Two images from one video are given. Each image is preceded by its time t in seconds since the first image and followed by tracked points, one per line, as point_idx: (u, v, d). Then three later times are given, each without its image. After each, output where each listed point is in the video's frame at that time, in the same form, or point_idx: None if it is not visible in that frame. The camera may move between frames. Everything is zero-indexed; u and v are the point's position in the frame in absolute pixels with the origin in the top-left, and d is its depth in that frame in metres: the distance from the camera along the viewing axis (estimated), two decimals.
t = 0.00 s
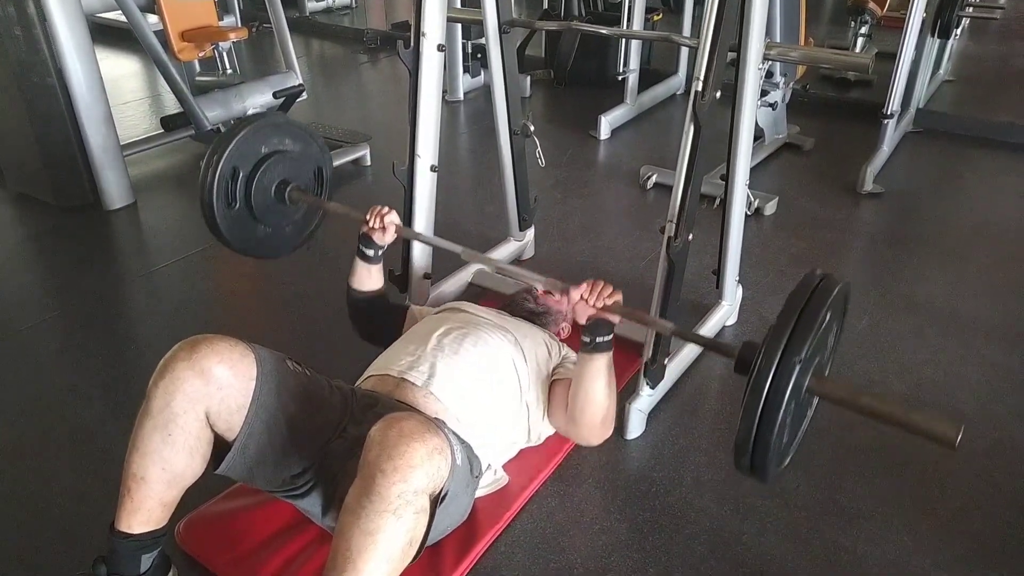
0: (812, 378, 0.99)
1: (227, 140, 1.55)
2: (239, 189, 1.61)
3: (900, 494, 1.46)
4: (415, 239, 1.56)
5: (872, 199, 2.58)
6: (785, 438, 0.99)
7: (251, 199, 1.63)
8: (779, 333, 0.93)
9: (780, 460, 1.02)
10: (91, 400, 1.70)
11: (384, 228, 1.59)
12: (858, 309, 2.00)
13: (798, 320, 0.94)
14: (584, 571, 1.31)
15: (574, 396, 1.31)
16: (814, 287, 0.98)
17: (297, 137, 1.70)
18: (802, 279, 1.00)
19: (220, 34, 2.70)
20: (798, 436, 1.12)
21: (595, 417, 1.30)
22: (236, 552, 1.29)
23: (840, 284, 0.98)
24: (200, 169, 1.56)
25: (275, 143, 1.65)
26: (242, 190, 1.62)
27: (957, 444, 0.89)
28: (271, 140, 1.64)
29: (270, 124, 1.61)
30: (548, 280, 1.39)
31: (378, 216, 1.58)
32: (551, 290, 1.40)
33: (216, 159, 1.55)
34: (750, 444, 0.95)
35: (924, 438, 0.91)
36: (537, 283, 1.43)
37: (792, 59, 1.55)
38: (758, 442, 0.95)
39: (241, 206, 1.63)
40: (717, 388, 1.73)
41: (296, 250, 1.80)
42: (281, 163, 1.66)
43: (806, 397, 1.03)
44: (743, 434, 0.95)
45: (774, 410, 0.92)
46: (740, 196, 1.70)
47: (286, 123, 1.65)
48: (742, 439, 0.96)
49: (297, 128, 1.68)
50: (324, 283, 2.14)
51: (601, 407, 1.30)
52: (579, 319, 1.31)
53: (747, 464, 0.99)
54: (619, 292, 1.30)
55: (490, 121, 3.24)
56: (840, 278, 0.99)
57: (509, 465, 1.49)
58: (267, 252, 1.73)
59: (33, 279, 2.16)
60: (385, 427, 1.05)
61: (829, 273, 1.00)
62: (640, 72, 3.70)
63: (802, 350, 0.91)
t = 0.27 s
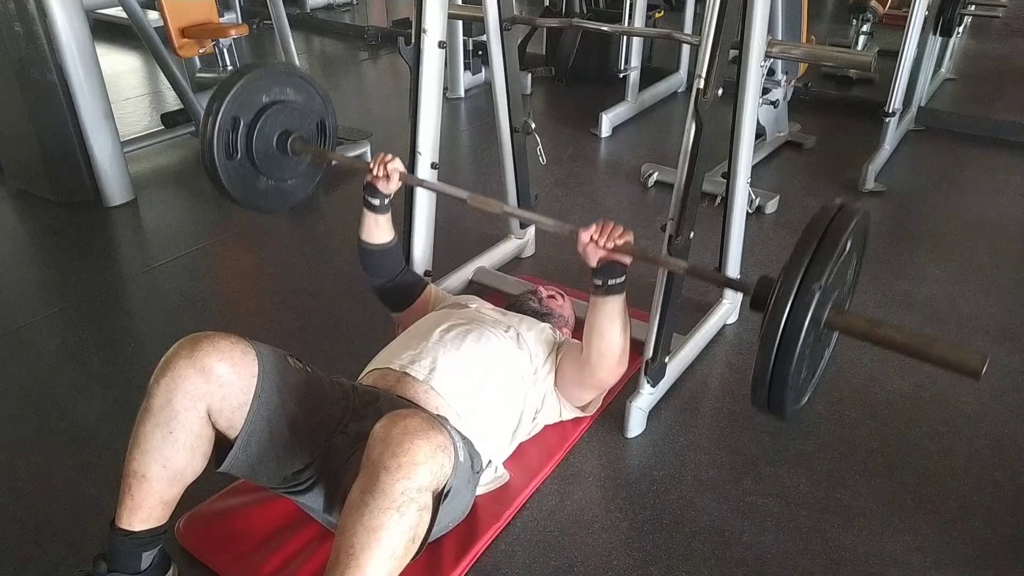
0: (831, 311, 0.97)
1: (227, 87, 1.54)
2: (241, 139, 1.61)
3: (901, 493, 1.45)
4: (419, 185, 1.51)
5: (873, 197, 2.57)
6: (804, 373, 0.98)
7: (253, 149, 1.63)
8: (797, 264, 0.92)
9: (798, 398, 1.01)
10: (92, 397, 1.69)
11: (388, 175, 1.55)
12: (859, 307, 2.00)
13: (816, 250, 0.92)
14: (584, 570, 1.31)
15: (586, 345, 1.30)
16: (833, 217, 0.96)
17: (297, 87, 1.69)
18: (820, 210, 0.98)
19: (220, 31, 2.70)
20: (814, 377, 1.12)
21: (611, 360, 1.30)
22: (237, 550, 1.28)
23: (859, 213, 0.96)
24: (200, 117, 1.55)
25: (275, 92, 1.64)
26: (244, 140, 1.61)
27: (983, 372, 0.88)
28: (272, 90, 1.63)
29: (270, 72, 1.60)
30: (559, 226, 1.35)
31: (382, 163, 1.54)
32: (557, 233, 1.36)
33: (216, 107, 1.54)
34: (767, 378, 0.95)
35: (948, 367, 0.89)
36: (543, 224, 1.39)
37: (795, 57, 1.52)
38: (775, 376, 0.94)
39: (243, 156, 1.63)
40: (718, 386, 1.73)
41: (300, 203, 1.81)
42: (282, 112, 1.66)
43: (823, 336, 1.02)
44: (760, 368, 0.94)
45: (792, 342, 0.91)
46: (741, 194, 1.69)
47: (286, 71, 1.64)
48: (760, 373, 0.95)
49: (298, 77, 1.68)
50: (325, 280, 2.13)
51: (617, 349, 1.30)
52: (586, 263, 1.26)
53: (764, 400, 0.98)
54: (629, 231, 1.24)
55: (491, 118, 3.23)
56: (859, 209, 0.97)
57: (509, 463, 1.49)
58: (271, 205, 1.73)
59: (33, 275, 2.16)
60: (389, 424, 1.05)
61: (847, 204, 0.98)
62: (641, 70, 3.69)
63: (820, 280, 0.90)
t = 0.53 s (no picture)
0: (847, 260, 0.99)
1: (225, 55, 1.56)
2: (241, 107, 1.64)
3: (902, 492, 1.45)
4: (424, 146, 1.53)
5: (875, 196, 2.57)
6: (818, 324, 1.01)
7: (254, 116, 1.66)
8: (807, 217, 0.93)
9: (814, 347, 1.05)
10: (92, 393, 1.69)
11: (390, 136, 1.55)
12: (861, 305, 1.99)
13: (825, 203, 0.93)
14: (584, 568, 1.31)
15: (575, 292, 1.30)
16: (845, 162, 0.97)
17: (294, 50, 1.71)
18: (831, 155, 0.98)
19: (221, 27, 2.69)
20: (831, 327, 1.15)
21: (597, 307, 1.29)
22: (236, 548, 1.28)
23: (870, 158, 0.97)
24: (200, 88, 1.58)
25: (272, 56, 1.66)
26: (245, 108, 1.64)
27: (1005, 316, 0.90)
28: (270, 54, 1.65)
29: (265, 37, 1.62)
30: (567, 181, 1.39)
31: (384, 124, 1.56)
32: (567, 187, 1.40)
33: (216, 77, 1.56)
34: (781, 329, 0.98)
35: (971, 311, 0.92)
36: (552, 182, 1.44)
37: (797, 54, 1.53)
38: (789, 326, 0.97)
39: (244, 124, 1.66)
40: (719, 384, 1.73)
41: (305, 167, 1.85)
42: (281, 76, 1.68)
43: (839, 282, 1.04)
44: (774, 319, 0.97)
45: (805, 294, 0.93)
46: (743, 191, 1.69)
47: (282, 35, 1.66)
48: (774, 327, 0.98)
49: (295, 40, 1.70)
50: (326, 277, 2.13)
51: (605, 299, 1.30)
52: (594, 217, 1.28)
53: (779, 350, 1.02)
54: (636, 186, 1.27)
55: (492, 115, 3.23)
56: (869, 156, 0.97)
57: (510, 462, 1.48)
58: (276, 170, 1.78)
59: (34, 271, 2.15)
60: (389, 422, 1.05)
61: (859, 147, 0.99)
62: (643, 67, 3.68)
63: (831, 230, 0.91)
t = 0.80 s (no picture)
0: (845, 262, 0.98)
1: (227, 65, 1.56)
2: (247, 114, 1.64)
3: (901, 491, 1.45)
4: (427, 146, 1.53)
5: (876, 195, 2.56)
6: (816, 325, 1.01)
7: (261, 122, 1.66)
8: (803, 220, 0.93)
9: (812, 348, 1.05)
10: (91, 390, 1.69)
11: (393, 138, 1.54)
12: (861, 304, 1.99)
13: (821, 206, 0.93)
14: (583, 566, 1.31)
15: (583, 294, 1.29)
16: (841, 165, 0.96)
17: (297, 52, 1.70)
18: (827, 158, 0.97)
19: (221, 23, 2.68)
20: (831, 325, 1.15)
21: (604, 310, 1.29)
22: (235, 545, 1.28)
23: (867, 160, 0.96)
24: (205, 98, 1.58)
25: (275, 61, 1.65)
26: (250, 115, 1.65)
27: (1002, 318, 0.90)
28: (272, 60, 1.64)
29: (267, 43, 1.61)
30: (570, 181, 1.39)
31: (388, 126, 1.55)
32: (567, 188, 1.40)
33: (219, 88, 1.56)
34: (778, 332, 0.98)
35: (967, 314, 0.92)
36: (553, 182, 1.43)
37: (798, 52, 1.52)
38: (786, 330, 0.97)
39: (252, 131, 1.67)
40: (719, 382, 1.73)
41: (314, 168, 1.85)
42: (285, 80, 1.68)
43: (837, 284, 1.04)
44: (771, 323, 0.98)
45: (801, 298, 0.93)
46: (743, 189, 1.69)
47: (284, 39, 1.64)
48: (771, 331, 0.99)
49: (297, 43, 1.68)
50: (326, 274, 2.13)
51: (612, 301, 1.29)
52: (596, 218, 1.28)
53: (777, 352, 1.02)
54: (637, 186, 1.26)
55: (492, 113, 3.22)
56: (867, 157, 0.97)
57: (509, 459, 1.48)
58: (287, 174, 1.79)
59: (33, 267, 2.15)
60: (388, 419, 1.05)
61: (857, 149, 0.98)
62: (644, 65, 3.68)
63: (826, 236, 0.91)
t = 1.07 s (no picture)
0: (838, 260, 0.98)
1: (225, 67, 1.56)
2: (246, 116, 1.64)
3: (898, 493, 1.45)
4: (424, 148, 1.54)
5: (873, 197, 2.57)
6: (810, 324, 1.01)
7: (259, 123, 1.66)
8: (796, 218, 0.93)
9: (806, 346, 1.05)
10: (87, 391, 1.69)
11: (390, 139, 1.55)
12: (858, 307, 1.99)
13: (813, 204, 0.93)
14: (580, 568, 1.31)
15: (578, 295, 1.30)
16: (834, 162, 0.96)
17: (295, 54, 1.70)
18: (821, 155, 0.97)
19: (218, 25, 2.68)
20: (826, 324, 1.15)
21: (600, 311, 1.29)
22: (231, 547, 1.28)
23: (861, 157, 0.95)
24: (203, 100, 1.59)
25: (274, 63, 1.65)
26: (249, 116, 1.65)
27: (996, 316, 0.90)
28: (270, 61, 1.64)
29: (265, 45, 1.61)
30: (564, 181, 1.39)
31: (384, 127, 1.55)
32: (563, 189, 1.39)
33: (217, 90, 1.57)
34: (772, 332, 0.98)
35: (961, 312, 0.92)
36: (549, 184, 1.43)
37: (795, 55, 1.52)
38: (779, 329, 0.97)
39: (250, 133, 1.67)
40: (716, 385, 1.73)
41: (313, 170, 1.85)
42: (284, 82, 1.67)
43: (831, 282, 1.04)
44: (764, 323, 0.98)
45: (793, 298, 0.93)
46: (740, 192, 1.69)
47: (282, 41, 1.64)
48: (765, 330, 0.99)
49: (295, 45, 1.68)
50: (322, 276, 2.12)
51: (608, 302, 1.30)
52: (592, 218, 1.29)
53: (771, 351, 1.02)
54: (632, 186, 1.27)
55: (490, 115, 3.22)
56: (859, 154, 0.96)
57: (506, 462, 1.48)
58: (287, 176, 1.78)
59: (29, 268, 2.15)
60: (382, 421, 1.05)
61: (851, 146, 0.97)
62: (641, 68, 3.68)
63: (818, 236, 0.91)
